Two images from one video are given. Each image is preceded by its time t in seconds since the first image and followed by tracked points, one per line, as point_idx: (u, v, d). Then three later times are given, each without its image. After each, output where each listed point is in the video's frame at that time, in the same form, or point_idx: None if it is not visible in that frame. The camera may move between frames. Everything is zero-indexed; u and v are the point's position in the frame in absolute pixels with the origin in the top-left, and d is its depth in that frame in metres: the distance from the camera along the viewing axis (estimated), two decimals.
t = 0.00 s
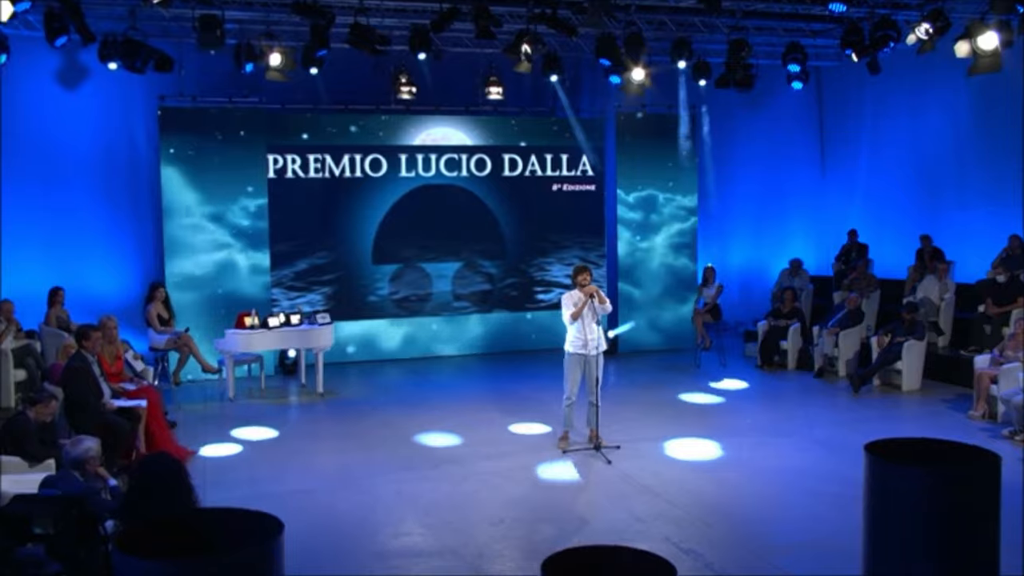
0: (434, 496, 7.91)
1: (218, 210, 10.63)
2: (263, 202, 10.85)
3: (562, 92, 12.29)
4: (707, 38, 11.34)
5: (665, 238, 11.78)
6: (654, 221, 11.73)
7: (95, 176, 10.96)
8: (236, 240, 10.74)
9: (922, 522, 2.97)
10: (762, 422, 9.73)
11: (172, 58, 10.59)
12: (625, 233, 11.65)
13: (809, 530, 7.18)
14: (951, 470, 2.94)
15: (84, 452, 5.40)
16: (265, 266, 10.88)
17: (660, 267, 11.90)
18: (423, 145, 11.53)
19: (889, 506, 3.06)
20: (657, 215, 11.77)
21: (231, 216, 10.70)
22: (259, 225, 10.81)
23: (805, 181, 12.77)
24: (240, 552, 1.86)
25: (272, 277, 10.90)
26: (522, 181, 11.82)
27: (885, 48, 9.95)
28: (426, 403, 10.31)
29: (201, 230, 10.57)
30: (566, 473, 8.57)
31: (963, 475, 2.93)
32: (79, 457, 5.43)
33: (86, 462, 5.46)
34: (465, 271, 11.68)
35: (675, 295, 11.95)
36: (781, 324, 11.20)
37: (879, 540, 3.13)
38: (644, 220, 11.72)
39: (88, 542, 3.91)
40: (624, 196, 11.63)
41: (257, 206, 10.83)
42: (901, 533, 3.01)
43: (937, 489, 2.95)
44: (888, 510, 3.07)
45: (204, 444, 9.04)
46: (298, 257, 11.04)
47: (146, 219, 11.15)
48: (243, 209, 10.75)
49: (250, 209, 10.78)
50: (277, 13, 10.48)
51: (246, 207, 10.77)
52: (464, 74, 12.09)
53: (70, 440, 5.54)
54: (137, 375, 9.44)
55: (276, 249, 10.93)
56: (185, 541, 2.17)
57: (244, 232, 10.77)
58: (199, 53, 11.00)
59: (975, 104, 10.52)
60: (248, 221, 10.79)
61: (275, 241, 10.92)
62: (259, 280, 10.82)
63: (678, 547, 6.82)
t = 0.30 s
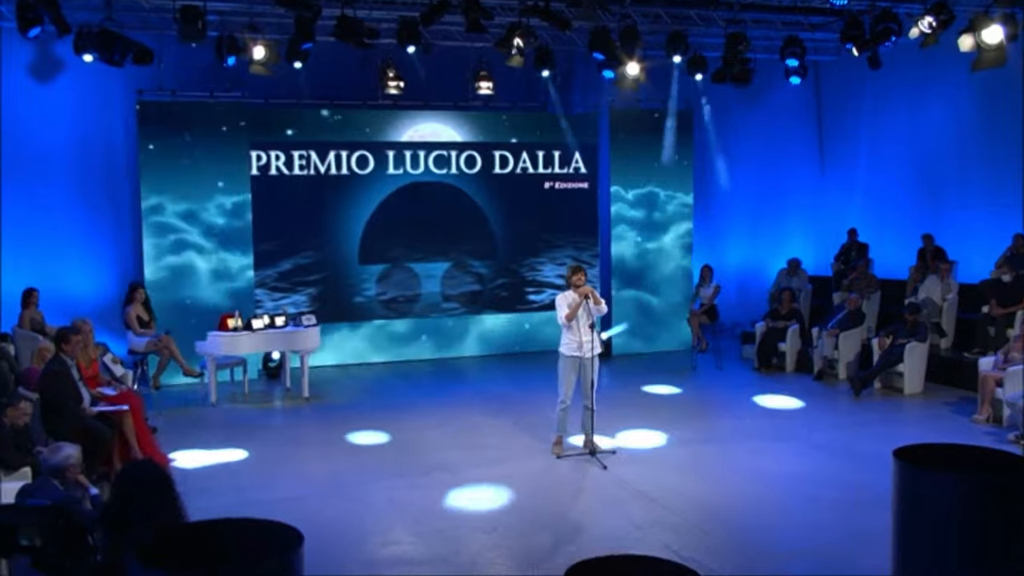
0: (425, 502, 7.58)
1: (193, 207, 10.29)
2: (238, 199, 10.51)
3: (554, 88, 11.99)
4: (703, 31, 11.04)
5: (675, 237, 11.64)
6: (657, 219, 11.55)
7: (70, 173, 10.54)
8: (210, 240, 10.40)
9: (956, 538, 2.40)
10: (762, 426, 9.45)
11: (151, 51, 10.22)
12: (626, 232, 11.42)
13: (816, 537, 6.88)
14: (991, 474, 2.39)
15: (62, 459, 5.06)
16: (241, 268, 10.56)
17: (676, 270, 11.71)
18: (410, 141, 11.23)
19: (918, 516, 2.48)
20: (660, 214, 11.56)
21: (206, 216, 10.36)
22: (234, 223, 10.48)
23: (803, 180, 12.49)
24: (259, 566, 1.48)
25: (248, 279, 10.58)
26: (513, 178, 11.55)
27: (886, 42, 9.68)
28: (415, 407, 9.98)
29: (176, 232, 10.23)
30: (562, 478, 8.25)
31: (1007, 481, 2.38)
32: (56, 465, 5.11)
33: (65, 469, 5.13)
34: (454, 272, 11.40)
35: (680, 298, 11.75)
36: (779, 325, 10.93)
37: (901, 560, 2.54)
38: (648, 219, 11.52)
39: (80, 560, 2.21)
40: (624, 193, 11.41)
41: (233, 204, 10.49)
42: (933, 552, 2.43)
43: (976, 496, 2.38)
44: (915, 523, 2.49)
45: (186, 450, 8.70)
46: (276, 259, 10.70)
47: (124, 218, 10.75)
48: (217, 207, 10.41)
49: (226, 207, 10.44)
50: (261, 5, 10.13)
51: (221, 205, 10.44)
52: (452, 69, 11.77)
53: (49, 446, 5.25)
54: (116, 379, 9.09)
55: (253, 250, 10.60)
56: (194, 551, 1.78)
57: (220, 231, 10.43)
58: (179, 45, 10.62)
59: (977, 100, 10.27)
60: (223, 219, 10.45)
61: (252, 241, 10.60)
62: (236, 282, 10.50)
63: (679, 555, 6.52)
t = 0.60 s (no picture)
0: (415, 509, 7.30)
1: (166, 205, 10.00)
2: (215, 198, 10.22)
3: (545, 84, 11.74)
4: (698, 26, 10.81)
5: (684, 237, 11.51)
6: (661, 218, 11.41)
7: (45, 171, 10.19)
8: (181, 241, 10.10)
9: (981, 545, 2.53)
10: (761, 429, 9.22)
11: (131, 44, 9.91)
12: (627, 230, 11.32)
13: (821, 544, 6.63)
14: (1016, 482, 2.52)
15: (44, 466, 5.14)
16: (211, 271, 10.24)
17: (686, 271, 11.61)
18: (398, 138, 10.99)
19: (941, 521, 2.63)
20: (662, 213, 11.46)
21: (180, 213, 10.06)
22: (209, 223, 10.19)
23: (800, 178, 12.29)
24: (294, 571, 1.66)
25: (219, 283, 10.27)
26: (503, 176, 11.33)
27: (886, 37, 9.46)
28: (404, 412, 9.69)
29: (149, 230, 9.94)
30: (556, 484, 7.99)
31: None
32: (36, 474, 5.15)
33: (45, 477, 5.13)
34: (443, 272, 11.18)
35: (673, 298, 11.56)
36: (777, 327, 10.71)
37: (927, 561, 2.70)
38: (651, 217, 11.39)
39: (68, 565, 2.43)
40: (623, 190, 11.29)
41: (209, 202, 10.19)
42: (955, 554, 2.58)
43: (999, 505, 2.51)
44: (941, 530, 2.63)
45: (167, 456, 8.40)
46: (248, 262, 10.39)
47: (102, 217, 10.41)
48: (193, 205, 10.11)
49: (202, 205, 10.15)
50: None
51: (197, 203, 10.14)
52: (442, 65, 11.54)
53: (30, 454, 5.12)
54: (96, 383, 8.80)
55: (225, 252, 10.29)
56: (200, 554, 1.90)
57: (192, 230, 10.14)
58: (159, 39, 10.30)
59: (978, 96, 10.06)
60: (197, 219, 10.16)
61: (226, 243, 10.30)
62: (205, 286, 10.19)
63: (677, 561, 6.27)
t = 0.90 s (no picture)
0: (403, 516, 6.97)
1: (134, 202, 9.67)
2: (187, 195, 9.91)
3: (537, 81, 11.40)
4: (694, 19, 10.51)
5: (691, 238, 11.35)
6: (665, 216, 11.23)
7: (17, 167, 9.80)
8: (146, 241, 9.77)
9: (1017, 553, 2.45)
10: (760, 432, 8.95)
11: (106, 35, 9.54)
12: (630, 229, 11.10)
13: (827, 551, 6.32)
14: None
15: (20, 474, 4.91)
16: (175, 274, 9.91)
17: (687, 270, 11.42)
18: (384, 134, 10.69)
19: (974, 527, 2.55)
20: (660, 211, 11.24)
21: (149, 210, 9.75)
22: (180, 221, 9.87)
23: (797, 175, 12.07)
24: None
25: (181, 286, 9.92)
26: (493, 173, 11.05)
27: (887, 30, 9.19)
28: (390, 417, 9.36)
29: (115, 227, 9.61)
30: (551, 491, 7.69)
31: None
32: (12, 482, 4.90)
33: (22, 486, 4.89)
34: (431, 272, 10.89)
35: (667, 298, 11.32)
36: (774, 328, 10.46)
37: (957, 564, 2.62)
38: (653, 215, 11.19)
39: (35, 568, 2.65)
40: (622, 188, 11.05)
41: (182, 199, 9.89)
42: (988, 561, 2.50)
43: None
44: (971, 531, 2.56)
45: (144, 462, 8.07)
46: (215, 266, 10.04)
47: (77, 215, 10.02)
48: (163, 202, 9.81)
49: (172, 203, 9.84)
50: None
51: (168, 200, 9.84)
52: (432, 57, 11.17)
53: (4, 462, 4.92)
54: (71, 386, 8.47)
55: (191, 254, 9.96)
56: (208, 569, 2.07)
57: (159, 229, 9.81)
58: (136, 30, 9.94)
59: (980, 92, 9.79)
60: (167, 217, 9.84)
61: (192, 244, 9.96)
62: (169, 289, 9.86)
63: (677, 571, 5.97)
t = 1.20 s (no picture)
0: (395, 522, 6.70)
1: (107, 199, 9.34)
2: (165, 192, 9.58)
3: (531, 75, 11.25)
4: (693, 13, 10.26)
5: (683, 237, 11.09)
6: (670, 214, 10.97)
7: None
8: (115, 241, 9.39)
9: None
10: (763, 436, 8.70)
11: (88, 28, 9.25)
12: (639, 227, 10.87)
13: (834, 557, 6.07)
14: None
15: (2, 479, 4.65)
16: (139, 277, 9.53)
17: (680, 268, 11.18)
18: (375, 130, 10.44)
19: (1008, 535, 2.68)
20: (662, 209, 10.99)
21: (124, 208, 9.41)
22: (156, 219, 9.55)
23: (797, 172, 11.87)
24: None
25: (150, 288, 9.55)
26: (486, 171, 10.80)
27: (890, 24, 8.97)
28: (380, 420, 9.08)
29: (85, 225, 9.29)
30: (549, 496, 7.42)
31: None
32: None
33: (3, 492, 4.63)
34: (422, 272, 10.63)
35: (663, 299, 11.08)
36: (773, 329, 10.24)
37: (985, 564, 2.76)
38: (660, 213, 10.95)
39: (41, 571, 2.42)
40: (624, 184, 10.82)
41: (159, 196, 9.56)
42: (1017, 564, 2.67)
43: None
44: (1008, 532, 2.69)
45: (127, 468, 7.77)
46: (185, 269, 9.69)
47: (57, 213, 9.71)
48: (140, 200, 9.47)
49: (150, 200, 9.51)
50: None
51: (144, 198, 9.50)
52: (423, 52, 10.99)
53: None
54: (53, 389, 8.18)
55: (159, 255, 9.60)
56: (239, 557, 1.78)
57: (131, 229, 9.46)
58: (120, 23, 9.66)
59: (986, 88, 9.56)
60: (143, 215, 9.50)
61: (161, 245, 9.60)
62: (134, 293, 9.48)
63: None
